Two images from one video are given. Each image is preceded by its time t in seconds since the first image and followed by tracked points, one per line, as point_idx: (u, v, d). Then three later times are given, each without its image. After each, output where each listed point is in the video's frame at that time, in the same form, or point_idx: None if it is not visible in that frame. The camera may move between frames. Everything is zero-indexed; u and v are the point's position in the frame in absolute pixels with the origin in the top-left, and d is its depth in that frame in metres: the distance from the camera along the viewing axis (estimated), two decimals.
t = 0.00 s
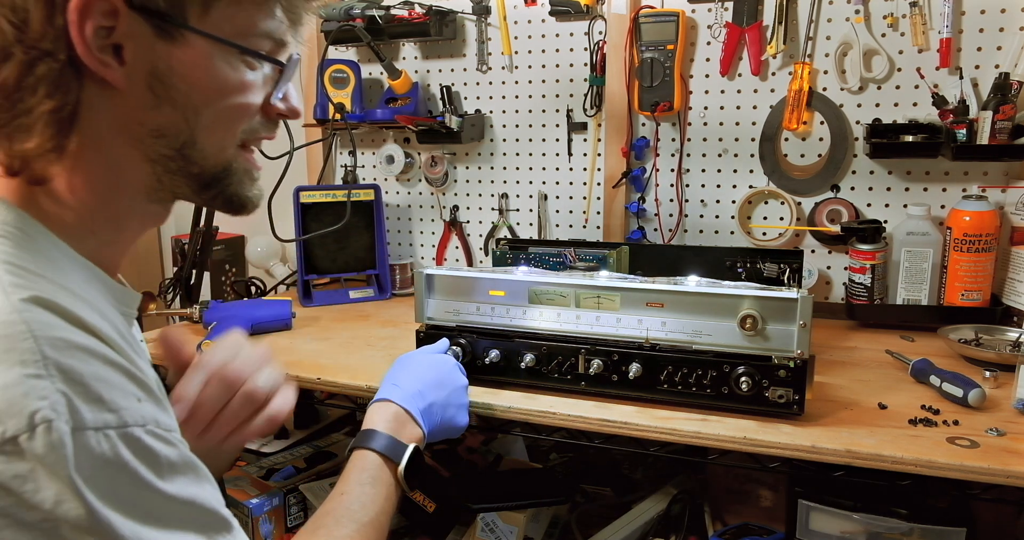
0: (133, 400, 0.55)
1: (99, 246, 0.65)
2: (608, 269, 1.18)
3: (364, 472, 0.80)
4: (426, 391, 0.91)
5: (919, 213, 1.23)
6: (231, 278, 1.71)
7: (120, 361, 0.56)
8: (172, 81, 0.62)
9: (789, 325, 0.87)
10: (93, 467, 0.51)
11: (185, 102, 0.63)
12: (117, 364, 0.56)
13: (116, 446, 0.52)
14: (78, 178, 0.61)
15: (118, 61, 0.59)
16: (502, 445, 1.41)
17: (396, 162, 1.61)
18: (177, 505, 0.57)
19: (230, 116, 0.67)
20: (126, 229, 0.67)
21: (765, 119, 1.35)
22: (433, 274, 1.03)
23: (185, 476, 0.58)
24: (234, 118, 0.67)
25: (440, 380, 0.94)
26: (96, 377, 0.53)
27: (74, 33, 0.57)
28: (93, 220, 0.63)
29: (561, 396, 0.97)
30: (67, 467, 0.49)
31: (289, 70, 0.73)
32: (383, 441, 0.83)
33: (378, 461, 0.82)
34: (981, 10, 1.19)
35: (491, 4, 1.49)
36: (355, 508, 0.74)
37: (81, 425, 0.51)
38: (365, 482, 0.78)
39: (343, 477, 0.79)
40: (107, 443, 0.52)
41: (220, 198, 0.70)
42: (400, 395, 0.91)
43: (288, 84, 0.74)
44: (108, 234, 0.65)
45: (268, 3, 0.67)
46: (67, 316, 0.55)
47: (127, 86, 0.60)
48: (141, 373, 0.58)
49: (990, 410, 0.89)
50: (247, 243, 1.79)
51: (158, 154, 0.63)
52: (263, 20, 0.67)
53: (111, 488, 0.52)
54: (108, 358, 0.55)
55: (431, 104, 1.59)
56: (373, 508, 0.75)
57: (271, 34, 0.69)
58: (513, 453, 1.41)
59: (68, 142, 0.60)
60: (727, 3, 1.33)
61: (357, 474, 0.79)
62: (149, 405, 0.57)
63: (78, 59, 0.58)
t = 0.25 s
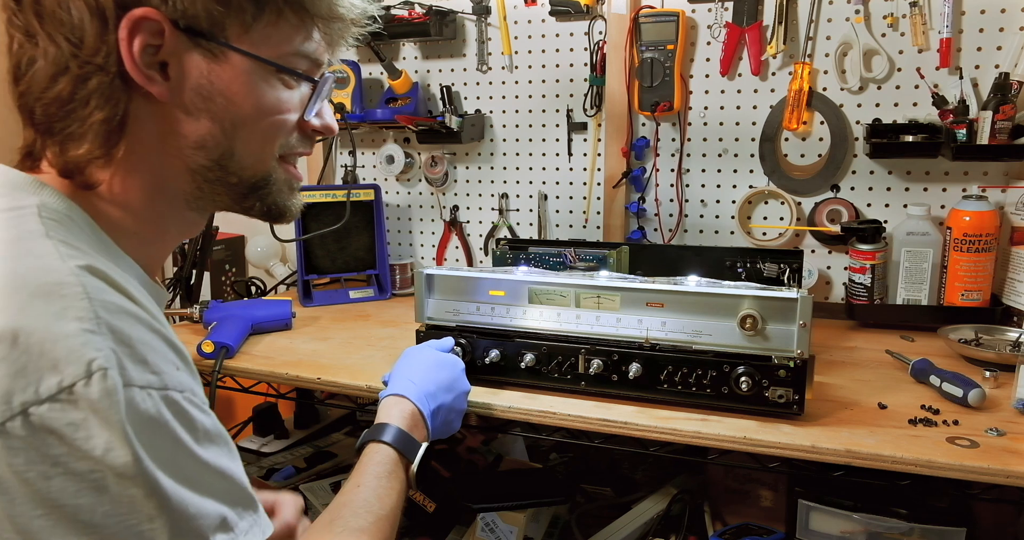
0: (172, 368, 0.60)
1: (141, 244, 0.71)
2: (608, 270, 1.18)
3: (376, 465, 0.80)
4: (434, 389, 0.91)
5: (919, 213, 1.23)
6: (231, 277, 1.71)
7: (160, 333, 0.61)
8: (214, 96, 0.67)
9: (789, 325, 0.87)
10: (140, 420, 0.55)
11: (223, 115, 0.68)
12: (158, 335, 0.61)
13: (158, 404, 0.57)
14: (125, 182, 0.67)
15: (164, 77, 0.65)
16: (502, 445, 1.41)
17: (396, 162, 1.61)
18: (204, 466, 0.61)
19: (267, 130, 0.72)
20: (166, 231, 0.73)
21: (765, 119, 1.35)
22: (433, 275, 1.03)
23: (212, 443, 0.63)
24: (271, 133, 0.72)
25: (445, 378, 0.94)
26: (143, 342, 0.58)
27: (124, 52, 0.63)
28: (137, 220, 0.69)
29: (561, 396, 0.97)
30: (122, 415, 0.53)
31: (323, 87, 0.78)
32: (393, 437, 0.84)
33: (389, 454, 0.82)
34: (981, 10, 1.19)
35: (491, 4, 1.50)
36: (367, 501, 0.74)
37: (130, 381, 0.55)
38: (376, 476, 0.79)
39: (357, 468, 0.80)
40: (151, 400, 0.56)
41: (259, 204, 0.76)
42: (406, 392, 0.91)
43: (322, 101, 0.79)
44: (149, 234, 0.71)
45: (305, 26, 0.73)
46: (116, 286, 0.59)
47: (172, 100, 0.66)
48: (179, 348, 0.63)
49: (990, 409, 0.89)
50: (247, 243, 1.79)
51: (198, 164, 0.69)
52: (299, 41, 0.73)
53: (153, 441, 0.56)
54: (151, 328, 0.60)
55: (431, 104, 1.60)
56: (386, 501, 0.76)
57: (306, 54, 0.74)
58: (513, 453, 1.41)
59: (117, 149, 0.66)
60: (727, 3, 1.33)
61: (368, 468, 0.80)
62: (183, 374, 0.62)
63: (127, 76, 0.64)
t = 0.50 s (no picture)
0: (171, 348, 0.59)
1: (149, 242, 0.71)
2: (608, 270, 1.18)
3: (378, 459, 0.80)
4: (434, 389, 0.91)
5: (919, 213, 1.23)
6: (231, 277, 1.71)
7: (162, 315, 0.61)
8: (219, 92, 0.67)
9: (789, 325, 0.87)
10: (138, 395, 0.54)
11: (227, 110, 0.68)
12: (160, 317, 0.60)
13: (156, 383, 0.56)
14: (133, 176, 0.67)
15: (171, 73, 0.65)
16: (502, 445, 1.41)
17: (396, 162, 1.61)
18: (202, 447, 0.60)
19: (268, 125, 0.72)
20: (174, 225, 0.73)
21: (765, 119, 1.35)
22: (433, 275, 1.03)
23: (211, 425, 0.62)
24: (271, 129, 0.72)
25: (446, 378, 0.93)
26: (144, 322, 0.57)
27: (134, 47, 0.63)
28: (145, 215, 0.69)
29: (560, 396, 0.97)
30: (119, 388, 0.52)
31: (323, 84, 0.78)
32: (395, 432, 0.84)
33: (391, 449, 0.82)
34: (981, 10, 1.19)
35: (491, 4, 1.50)
36: (369, 495, 0.74)
37: (129, 357, 0.54)
38: (378, 470, 0.79)
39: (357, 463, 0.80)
40: (149, 378, 0.55)
41: (254, 203, 0.76)
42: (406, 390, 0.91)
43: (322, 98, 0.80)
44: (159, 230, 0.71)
45: (307, 24, 0.73)
46: (117, 265, 0.59)
47: (179, 95, 0.66)
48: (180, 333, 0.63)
49: (989, 409, 0.89)
50: (246, 243, 1.79)
51: (202, 159, 0.69)
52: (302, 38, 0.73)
53: (149, 419, 0.55)
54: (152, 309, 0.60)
55: (431, 104, 1.60)
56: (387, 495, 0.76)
57: (308, 50, 0.74)
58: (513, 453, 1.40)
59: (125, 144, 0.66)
60: (727, 3, 1.33)
61: (370, 461, 0.80)
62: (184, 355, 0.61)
63: (136, 72, 0.64)
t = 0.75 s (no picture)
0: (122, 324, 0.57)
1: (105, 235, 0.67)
2: (608, 270, 1.18)
3: (377, 441, 0.79)
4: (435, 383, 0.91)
5: (919, 213, 1.23)
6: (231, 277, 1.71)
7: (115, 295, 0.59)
8: (158, 74, 0.63)
9: (789, 325, 0.87)
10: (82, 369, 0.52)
11: (167, 91, 0.63)
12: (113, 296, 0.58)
13: (103, 356, 0.54)
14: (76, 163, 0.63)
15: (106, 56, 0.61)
16: (502, 445, 1.41)
17: (396, 162, 1.61)
18: (163, 423, 0.57)
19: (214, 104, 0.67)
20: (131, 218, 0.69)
21: (765, 119, 1.35)
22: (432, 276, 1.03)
23: (173, 399, 0.59)
24: (217, 110, 0.68)
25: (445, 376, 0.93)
26: (89, 300, 0.55)
27: (63, 26, 0.59)
28: (89, 207, 0.65)
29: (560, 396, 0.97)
30: (61, 355, 0.51)
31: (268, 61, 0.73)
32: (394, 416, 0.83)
33: (390, 431, 0.81)
34: (981, 10, 1.19)
35: (491, 4, 1.50)
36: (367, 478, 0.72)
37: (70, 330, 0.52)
38: (377, 453, 0.77)
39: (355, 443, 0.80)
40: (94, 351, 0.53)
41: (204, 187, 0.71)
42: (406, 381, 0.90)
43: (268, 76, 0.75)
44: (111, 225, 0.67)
45: None
46: (62, 245, 0.57)
47: (115, 77, 0.62)
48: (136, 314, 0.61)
49: (989, 408, 0.89)
50: (247, 243, 1.79)
51: (146, 143, 0.64)
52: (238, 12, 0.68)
53: (100, 394, 0.53)
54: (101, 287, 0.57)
55: (431, 104, 1.59)
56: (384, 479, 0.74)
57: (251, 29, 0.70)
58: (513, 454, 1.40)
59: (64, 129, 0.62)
60: (727, 3, 1.33)
61: (368, 443, 0.78)
62: (142, 329, 0.59)
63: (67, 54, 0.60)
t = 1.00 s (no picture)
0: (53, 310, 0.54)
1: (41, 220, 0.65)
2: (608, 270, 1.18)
3: (374, 427, 0.78)
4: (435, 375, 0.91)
5: (919, 213, 1.23)
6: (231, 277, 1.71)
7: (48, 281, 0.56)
8: (66, 52, 0.58)
9: (789, 325, 0.87)
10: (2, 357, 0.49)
11: (76, 69, 0.59)
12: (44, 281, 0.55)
13: (27, 343, 0.51)
14: None
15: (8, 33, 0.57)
16: (502, 445, 1.40)
17: (396, 162, 1.61)
18: (105, 407, 0.54)
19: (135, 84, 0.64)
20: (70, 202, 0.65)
21: (765, 119, 1.35)
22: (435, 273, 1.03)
23: (119, 381, 0.56)
24: (136, 86, 0.64)
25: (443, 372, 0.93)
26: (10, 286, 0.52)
27: None
28: (13, 194, 0.61)
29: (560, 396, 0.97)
30: None
31: (183, 33, 0.70)
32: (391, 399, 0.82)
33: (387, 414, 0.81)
34: (981, 10, 1.19)
35: (491, 4, 1.50)
36: (360, 463, 0.72)
37: None
38: (372, 437, 0.76)
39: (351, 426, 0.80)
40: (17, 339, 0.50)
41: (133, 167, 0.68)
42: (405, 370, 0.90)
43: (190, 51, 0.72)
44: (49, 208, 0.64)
45: None
46: None
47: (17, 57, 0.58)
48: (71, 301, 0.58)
49: (990, 409, 0.90)
50: (247, 243, 1.79)
51: (58, 123, 0.60)
52: None
53: (25, 383, 0.51)
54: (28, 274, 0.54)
55: (431, 104, 1.59)
56: (376, 465, 0.73)
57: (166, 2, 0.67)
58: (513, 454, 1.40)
59: None
60: (727, 3, 1.33)
61: (363, 426, 0.78)
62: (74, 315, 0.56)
63: None
